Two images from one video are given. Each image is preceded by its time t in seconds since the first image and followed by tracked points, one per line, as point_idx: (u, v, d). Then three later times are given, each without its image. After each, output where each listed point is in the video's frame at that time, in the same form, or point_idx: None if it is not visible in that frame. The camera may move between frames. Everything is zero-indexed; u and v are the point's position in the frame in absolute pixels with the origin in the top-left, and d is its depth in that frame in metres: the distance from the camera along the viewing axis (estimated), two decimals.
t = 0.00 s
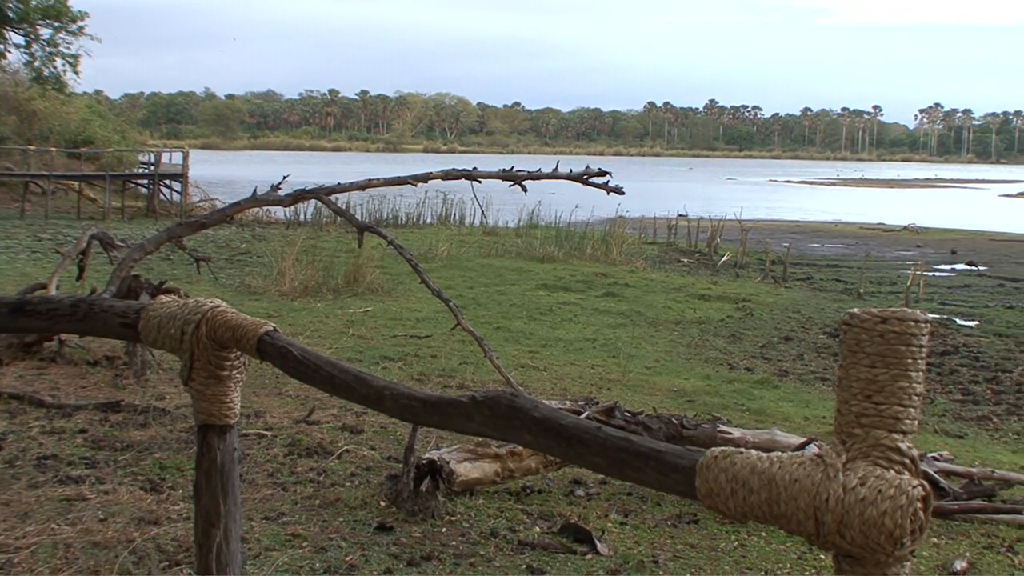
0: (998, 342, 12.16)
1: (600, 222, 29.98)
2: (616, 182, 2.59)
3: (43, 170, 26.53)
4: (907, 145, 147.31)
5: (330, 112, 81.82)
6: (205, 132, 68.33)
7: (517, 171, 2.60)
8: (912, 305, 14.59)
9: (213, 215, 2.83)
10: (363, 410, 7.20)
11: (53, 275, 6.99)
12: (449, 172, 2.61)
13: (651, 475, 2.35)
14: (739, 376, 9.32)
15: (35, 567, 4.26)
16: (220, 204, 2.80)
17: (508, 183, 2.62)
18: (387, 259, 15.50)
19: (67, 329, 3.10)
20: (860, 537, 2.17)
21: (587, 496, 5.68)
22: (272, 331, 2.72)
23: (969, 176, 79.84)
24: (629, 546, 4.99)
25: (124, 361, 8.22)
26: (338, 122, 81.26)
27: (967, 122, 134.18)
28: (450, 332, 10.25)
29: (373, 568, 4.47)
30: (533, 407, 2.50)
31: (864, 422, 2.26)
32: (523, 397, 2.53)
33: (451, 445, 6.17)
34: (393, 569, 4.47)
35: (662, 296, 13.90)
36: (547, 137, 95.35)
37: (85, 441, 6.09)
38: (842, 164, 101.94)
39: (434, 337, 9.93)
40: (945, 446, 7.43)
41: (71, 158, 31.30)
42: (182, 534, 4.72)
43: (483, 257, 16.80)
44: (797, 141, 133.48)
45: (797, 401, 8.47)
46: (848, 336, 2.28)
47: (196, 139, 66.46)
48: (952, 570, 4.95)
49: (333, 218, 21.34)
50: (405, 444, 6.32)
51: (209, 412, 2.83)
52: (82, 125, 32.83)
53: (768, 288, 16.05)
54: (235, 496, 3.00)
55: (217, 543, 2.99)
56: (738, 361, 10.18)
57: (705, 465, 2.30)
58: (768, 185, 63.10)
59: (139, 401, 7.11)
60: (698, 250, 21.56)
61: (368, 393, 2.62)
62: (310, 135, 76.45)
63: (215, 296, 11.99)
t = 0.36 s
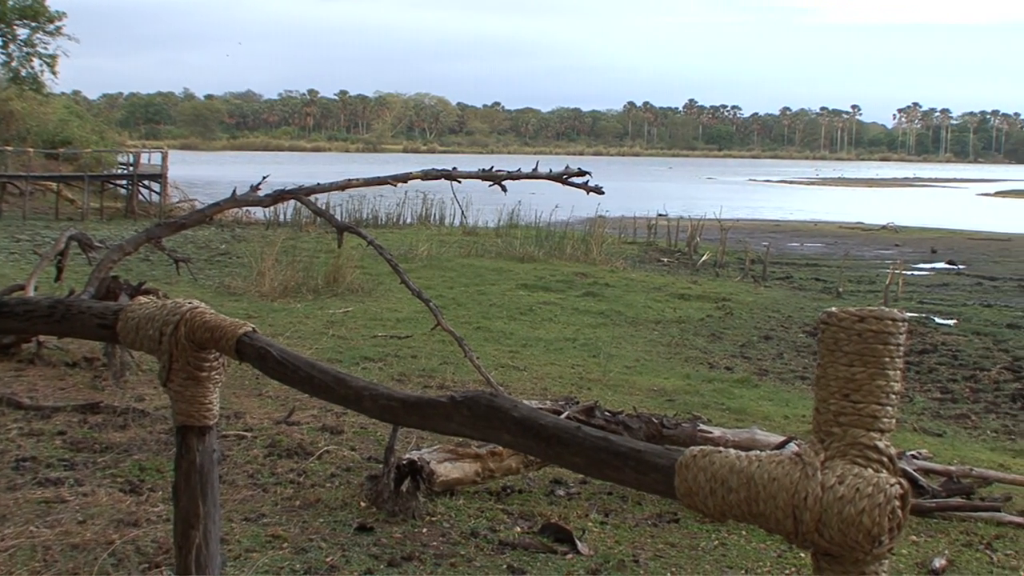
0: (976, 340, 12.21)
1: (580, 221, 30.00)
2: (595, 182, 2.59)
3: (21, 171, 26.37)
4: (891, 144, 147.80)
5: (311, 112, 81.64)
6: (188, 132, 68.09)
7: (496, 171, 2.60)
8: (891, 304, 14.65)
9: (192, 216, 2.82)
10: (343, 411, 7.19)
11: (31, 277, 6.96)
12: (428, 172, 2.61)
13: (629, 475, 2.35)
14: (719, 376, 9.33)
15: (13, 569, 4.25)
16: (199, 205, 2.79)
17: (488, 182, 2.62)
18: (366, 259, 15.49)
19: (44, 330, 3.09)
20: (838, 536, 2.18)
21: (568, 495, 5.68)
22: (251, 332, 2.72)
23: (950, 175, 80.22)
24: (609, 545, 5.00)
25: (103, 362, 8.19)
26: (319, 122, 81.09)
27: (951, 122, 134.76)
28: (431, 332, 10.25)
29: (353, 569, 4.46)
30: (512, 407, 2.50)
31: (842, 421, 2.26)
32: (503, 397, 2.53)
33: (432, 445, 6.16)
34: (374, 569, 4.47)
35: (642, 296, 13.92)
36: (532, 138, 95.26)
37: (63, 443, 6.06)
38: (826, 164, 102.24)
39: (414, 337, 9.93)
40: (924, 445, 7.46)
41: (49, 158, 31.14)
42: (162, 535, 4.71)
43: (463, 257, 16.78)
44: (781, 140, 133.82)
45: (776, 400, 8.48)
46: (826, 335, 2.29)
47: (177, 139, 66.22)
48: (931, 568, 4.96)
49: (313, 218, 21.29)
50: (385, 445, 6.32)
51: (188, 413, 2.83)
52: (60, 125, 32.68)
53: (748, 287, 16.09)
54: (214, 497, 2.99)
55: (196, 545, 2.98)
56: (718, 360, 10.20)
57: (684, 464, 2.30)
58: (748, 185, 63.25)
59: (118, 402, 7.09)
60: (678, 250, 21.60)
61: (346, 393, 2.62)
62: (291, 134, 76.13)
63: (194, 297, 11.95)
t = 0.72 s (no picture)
0: (953, 338, 12.26)
1: (559, 221, 30.03)
2: (573, 182, 2.59)
3: None
4: (875, 144, 148.29)
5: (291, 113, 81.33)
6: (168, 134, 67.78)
7: (474, 171, 2.60)
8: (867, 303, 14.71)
9: (169, 217, 2.81)
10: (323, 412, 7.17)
11: (7, 278, 6.92)
12: (406, 172, 2.61)
13: (607, 474, 2.36)
14: (697, 375, 9.35)
15: None
16: (177, 205, 2.77)
17: (466, 183, 2.61)
18: (344, 259, 15.46)
19: (20, 331, 3.08)
20: (815, 533, 2.18)
21: (547, 495, 5.68)
22: (228, 333, 2.72)
23: (931, 174, 80.65)
24: (589, 545, 5.00)
25: (80, 364, 8.16)
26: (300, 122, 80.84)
27: (933, 122, 135.44)
28: (409, 332, 10.25)
29: (332, 570, 4.45)
30: (489, 406, 2.50)
31: (818, 420, 2.26)
32: (480, 397, 2.53)
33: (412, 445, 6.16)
34: (352, 570, 4.46)
35: (620, 296, 13.92)
36: (516, 138, 95.24)
37: (40, 446, 6.04)
38: (810, 164, 102.60)
39: (393, 337, 9.92)
40: (902, 443, 7.49)
41: (25, 159, 30.93)
42: (140, 537, 4.69)
43: (441, 257, 16.78)
44: (763, 141, 134.17)
45: (755, 399, 8.51)
46: (802, 335, 2.30)
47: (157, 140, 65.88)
48: (908, 565, 4.97)
49: (290, 219, 21.23)
50: (364, 445, 6.31)
51: (165, 415, 2.83)
52: (36, 127, 32.48)
53: (726, 287, 16.12)
54: (192, 499, 2.98)
55: (174, 547, 2.98)
56: (697, 360, 10.22)
57: (662, 463, 2.31)
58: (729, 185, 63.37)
59: (95, 404, 7.07)
60: (656, 250, 21.62)
61: (323, 394, 2.62)
62: (269, 135, 75.78)
63: (171, 298, 11.90)
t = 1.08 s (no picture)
0: (931, 337, 12.32)
1: (538, 221, 30.03)
2: (552, 182, 2.59)
3: None
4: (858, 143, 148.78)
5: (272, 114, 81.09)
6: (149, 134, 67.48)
7: (452, 171, 2.60)
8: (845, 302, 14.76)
9: (147, 218, 2.81)
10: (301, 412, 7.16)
11: None
12: (384, 173, 2.61)
13: (586, 474, 2.36)
14: (676, 374, 9.37)
15: None
16: (154, 206, 2.77)
17: (444, 182, 2.61)
18: (323, 260, 15.44)
19: None
20: (793, 532, 2.19)
21: (526, 495, 5.68)
22: (206, 334, 2.72)
23: (912, 173, 81.04)
24: (568, 544, 5.00)
25: (57, 365, 8.13)
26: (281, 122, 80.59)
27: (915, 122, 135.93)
28: (388, 332, 10.25)
29: (311, 571, 4.44)
30: (468, 407, 2.49)
31: (795, 419, 2.27)
32: (458, 397, 2.53)
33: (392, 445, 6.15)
34: (331, 571, 4.45)
35: (599, 295, 13.93)
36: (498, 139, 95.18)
37: (17, 448, 6.01)
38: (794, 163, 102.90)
39: (372, 337, 9.92)
40: (880, 441, 7.51)
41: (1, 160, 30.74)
42: (118, 539, 4.68)
43: (419, 257, 16.76)
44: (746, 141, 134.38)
45: (733, 398, 8.53)
46: (779, 334, 2.30)
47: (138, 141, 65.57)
48: (885, 563, 4.98)
49: (269, 219, 21.18)
50: (343, 446, 6.30)
51: (142, 416, 2.83)
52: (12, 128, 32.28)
53: (705, 286, 16.15)
54: (170, 501, 2.98)
55: (152, 548, 2.98)
56: (675, 359, 10.24)
57: (639, 463, 2.31)
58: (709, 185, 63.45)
59: (72, 406, 7.04)
60: (635, 250, 21.64)
61: (302, 395, 2.62)
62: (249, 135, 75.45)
63: (148, 300, 11.86)
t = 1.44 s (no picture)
0: (906, 335, 12.37)
1: (514, 220, 29.99)
2: (528, 182, 2.59)
3: None
4: (839, 142, 149.33)
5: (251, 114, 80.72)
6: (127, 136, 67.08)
7: (430, 172, 2.60)
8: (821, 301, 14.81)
9: (122, 219, 2.81)
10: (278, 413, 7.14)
11: None
12: (361, 173, 2.60)
13: (561, 473, 2.36)
14: (653, 373, 9.38)
15: None
16: (129, 208, 2.76)
17: (421, 182, 2.61)
18: (299, 260, 15.41)
19: None
20: (769, 531, 2.19)
21: (503, 495, 5.69)
22: (181, 336, 2.73)
23: (890, 173, 81.49)
24: (546, 544, 5.00)
25: (31, 367, 8.08)
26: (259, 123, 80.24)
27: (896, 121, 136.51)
28: (364, 333, 10.23)
29: (288, 573, 4.42)
30: (443, 407, 2.49)
31: (771, 417, 2.27)
32: (433, 397, 2.53)
33: (370, 445, 6.13)
34: (308, 572, 4.44)
35: (576, 295, 13.94)
36: (481, 141, 95.17)
37: None
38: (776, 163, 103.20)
39: (349, 338, 9.91)
40: (856, 439, 7.54)
41: None
42: (93, 542, 4.66)
43: (396, 258, 16.74)
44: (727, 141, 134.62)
45: (710, 397, 8.55)
46: (754, 332, 2.30)
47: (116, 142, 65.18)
48: (862, 561, 4.98)
49: (245, 220, 21.11)
50: (320, 447, 6.30)
51: (117, 417, 2.84)
52: None
53: (681, 285, 16.17)
54: (145, 502, 2.99)
55: (127, 550, 2.99)
56: (652, 359, 10.26)
57: (615, 462, 2.32)
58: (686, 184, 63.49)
59: (47, 408, 7.01)
60: (611, 249, 21.65)
61: (278, 396, 2.62)
62: (225, 136, 75.00)
63: (123, 301, 11.81)
